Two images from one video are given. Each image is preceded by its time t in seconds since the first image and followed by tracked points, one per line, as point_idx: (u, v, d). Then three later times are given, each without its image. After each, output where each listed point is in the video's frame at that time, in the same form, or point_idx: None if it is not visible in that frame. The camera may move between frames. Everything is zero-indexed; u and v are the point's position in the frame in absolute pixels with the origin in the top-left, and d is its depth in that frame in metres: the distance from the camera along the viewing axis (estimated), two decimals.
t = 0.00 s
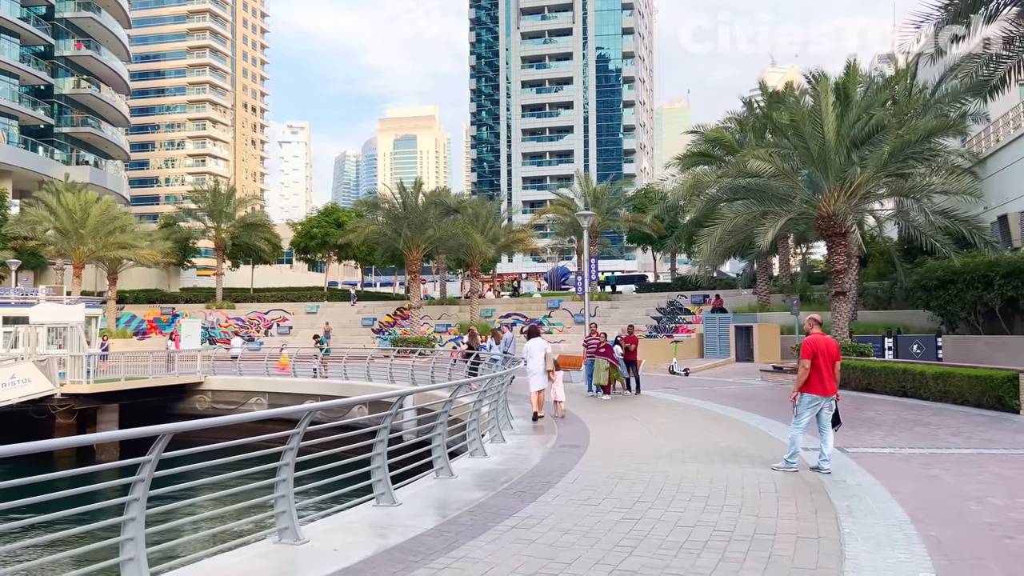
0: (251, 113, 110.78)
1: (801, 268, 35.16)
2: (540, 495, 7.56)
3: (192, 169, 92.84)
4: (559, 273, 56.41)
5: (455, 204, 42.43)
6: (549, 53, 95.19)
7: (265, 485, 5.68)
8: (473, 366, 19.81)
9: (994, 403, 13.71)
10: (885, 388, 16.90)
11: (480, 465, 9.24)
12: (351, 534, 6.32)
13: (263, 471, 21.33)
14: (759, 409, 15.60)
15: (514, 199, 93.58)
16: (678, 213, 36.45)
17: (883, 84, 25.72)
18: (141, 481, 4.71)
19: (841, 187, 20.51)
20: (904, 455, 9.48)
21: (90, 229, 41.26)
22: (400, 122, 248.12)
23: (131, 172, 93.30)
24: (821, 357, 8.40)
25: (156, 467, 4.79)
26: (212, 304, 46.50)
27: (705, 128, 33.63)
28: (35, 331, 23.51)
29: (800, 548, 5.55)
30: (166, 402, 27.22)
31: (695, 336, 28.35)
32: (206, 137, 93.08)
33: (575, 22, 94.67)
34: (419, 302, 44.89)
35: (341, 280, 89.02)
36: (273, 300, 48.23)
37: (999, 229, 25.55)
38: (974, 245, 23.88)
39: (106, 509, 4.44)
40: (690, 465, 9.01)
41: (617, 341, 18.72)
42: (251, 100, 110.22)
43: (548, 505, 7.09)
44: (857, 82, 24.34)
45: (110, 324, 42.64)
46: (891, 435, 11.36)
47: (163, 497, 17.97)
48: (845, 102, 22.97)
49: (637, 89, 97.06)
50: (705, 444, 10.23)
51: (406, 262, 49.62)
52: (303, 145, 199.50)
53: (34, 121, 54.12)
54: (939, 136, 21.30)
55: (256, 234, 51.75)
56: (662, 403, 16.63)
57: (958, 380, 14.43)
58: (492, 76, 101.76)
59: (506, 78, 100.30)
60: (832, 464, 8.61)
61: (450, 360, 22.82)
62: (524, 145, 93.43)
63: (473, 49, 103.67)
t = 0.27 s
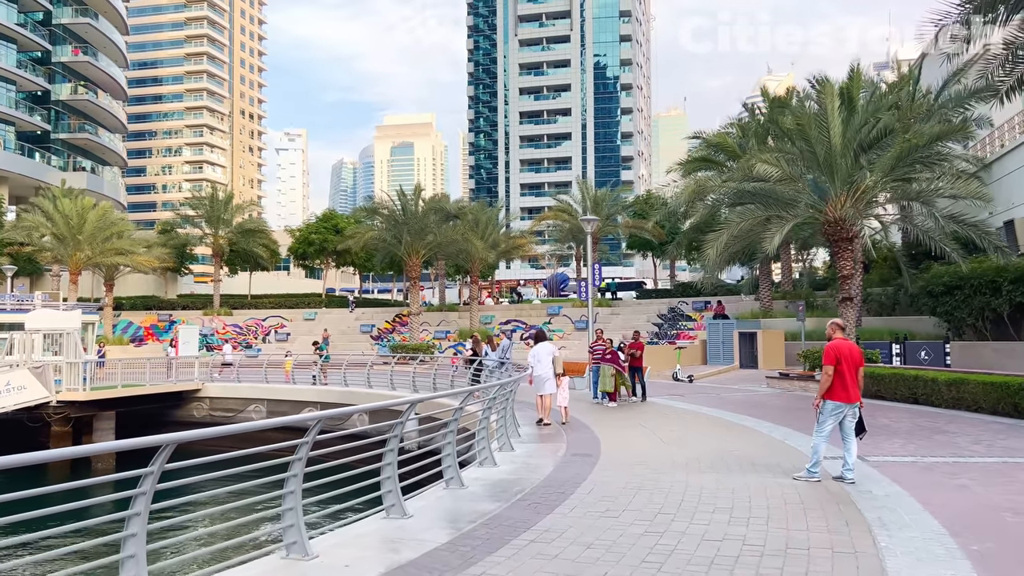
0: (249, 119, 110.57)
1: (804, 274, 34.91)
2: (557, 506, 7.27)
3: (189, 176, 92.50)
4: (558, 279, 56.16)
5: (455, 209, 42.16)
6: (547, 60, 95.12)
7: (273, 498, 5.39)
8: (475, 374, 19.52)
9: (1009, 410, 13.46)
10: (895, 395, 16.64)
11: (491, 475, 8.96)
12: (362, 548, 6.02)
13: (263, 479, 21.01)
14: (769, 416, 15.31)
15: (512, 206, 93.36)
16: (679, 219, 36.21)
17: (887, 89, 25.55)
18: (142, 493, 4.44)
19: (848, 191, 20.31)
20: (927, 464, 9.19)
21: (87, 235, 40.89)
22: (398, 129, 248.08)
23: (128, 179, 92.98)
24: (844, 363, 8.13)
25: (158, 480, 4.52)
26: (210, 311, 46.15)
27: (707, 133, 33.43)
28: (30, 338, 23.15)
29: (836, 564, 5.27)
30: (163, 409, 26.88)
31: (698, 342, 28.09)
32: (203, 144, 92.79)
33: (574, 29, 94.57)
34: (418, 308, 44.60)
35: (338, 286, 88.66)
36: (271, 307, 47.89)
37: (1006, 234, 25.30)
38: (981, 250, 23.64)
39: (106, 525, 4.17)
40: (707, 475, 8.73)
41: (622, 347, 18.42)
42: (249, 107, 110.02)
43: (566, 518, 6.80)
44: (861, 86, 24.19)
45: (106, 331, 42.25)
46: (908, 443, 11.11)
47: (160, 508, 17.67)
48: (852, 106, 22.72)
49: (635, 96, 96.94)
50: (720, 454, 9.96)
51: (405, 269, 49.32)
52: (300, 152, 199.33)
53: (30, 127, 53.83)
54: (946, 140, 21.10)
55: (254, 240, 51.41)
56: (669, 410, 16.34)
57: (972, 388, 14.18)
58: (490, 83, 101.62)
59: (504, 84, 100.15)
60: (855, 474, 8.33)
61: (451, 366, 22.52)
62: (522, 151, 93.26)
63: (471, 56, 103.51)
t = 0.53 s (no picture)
0: (246, 126, 110.32)
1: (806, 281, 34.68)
2: (573, 524, 6.96)
3: (185, 182, 92.15)
4: (558, 285, 55.88)
5: (455, 215, 41.87)
6: (545, 66, 95.11)
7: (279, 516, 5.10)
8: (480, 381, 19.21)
9: None
10: (907, 404, 16.36)
11: (503, 489, 8.65)
12: (372, 570, 5.71)
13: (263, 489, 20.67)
14: (780, 426, 15.01)
15: (510, 212, 93.15)
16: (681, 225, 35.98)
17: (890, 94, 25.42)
18: (141, 513, 4.14)
19: (855, 197, 20.10)
20: (952, 477, 8.91)
21: (83, 241, 40.55)
22: (395, 135, 248.09)
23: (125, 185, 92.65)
24: (869, 373, 7.84)
25: (160, 499, 4.23)
26: (206, 317, 45.79)
27: (709, 139, 33.21)
28: (25, 345, 22.79)
29: None
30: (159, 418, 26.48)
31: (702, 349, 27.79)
32: (200, 150, 92.50)
33: (572, 35, 94.58)
34: (417, 315, 44.28)
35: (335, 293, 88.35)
36: (269, 313, 47.54)
37: (1012, 239, 25.10)
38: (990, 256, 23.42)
39: (102, 546, 3.90)
40: (726, 489, 8.43)
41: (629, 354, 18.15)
42: (246, 113, 109.79)
43: (585, 536, 6.49)
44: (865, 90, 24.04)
45: (102, 337, 41.85)
46: (927, 455, 10.82)
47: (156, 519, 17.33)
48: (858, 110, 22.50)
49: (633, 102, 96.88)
50: (737, 466, 9.66)
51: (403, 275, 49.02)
52: (297, 158, 199.04)
53: (26, 133, 53.51)
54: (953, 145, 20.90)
55: (252, 246, 51.08)
56: (676, 420, 16.05)
57: (986, 397, 13.92)
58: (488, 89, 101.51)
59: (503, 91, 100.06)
60: (880, 488, 8.04)
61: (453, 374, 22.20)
62: (520, 158, 93.11)
63: (469, 62, 103.39)
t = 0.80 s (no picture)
0: (244, 130, 110.07)
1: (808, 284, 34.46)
2: (589, 536, 6.66)
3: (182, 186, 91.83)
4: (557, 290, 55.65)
5: (454, 219, 41.60)
6: (543, 70, 95.06)
7: (283, 527, 4.81)
8: (482, 386, 18.90)
9: None
10: (916, 409, 16.10)
11: (512, 498, 8.35)
12: None
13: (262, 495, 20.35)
14: (789, 432, 14.72)
15: (509, 216, 92.94)
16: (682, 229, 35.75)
17: (894, 97, 25.24)
18: (138, 528, 3.86)
19: (861, 199, 19.90)
20: (974, 485, 8.63)
21: (80, 245, 40.22)
22: (393, 140, 247.99)
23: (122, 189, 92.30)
24: (892, 377, 7.57)
25: (157, 511, 3.94)
26: (204, 322, 45.44)
27: (711, 142, 32.99)
28: (20, 350, 22.44)
29: None
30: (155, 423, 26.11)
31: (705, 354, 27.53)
32: (198, 154, 92.20)
33: (570, 39, 94.47)
34: (416, 319, 44.01)
35: (333, 297, 88.02)
36: (266, 318, 47.24)
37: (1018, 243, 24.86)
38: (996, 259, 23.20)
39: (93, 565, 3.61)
40: (744, 498, 8.14)
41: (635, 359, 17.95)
42: (243, 117, 109.53)
43: (602, 549, 6.21)
44: (870, 92, 23.86)
45: (98, 342, 41.48)
46: (944, 461, 10.56)
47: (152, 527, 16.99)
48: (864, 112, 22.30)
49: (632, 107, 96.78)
50: (752, 474, 9.38)
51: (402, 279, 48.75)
52: (294, 163, 198.77)
53: (23, 136, 53.20)
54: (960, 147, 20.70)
55: (249, 250, 50.77)
56: (683, 425, 15.75)
57: (999, 401, 13.67)
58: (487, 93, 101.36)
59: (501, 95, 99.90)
60: (903, 497, 7.76)
61: (454, 378, 21.89)
62: (518, 162, 92.93)
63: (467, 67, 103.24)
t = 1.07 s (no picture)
0: (241, 133, 109.78)
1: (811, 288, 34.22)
2: (607, 550, 6.37)
3: (179, 190, 91.48)
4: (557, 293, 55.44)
5: (454, 221, 41.33)
6: (542, 73, 94.90)
7: (286, 542, 4.53)
8: (485, 391, 18.62)
9: None
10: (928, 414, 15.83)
11: (522, 509, 8.05)
12: None
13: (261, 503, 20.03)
14: (799, 438, 14.44)
15: (507, 220, 92.71)
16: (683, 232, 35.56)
17: (900, 98, 25.00)
18: (135, 551, 3.60)
19: (868, 201, 19.66)
20: (999, 494, 8.35)
21: (75, 248, 39.88)
22: (390, 143, 247.75)
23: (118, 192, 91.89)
24: (918, 384, 7.27)
25: (156, 528, 3.66)
26: (201, 325, 45.07)
27: (713, 144, 32.77)
28: (14, 354, 22.09)
29: None
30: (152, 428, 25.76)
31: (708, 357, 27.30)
32: (195, 157, 91.84)
33: (568, 42, 94.31)
34: (414, 323, 43.72)
35: (330, 301, 87.68)
36: (264, 321, 46.92)
37: None
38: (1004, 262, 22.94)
39: None
40: (764, 509, 7.88)
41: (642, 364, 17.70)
42: (241, 120, 109.25)
43: (623, 565, 5.91)
44: (876, 94, 23.64)
45: (94, 346, 41.10)
46: (964, 468, 10.30)
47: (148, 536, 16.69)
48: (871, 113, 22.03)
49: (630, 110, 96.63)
50: (769, 484, 9.11)
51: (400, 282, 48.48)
52: (291, 167, 198.45)
53: (18, 139, 52.86)
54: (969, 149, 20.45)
55: (247, 253, 50.44)
56: (690, 431, 15.46)
57: (1014, 406, 13.41)
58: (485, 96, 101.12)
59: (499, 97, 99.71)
60: (931, 508, 7.47)
61: (456, 382, 21.59)
62: (516, 165, 92.72)
63: (465, 69, 102.99)
